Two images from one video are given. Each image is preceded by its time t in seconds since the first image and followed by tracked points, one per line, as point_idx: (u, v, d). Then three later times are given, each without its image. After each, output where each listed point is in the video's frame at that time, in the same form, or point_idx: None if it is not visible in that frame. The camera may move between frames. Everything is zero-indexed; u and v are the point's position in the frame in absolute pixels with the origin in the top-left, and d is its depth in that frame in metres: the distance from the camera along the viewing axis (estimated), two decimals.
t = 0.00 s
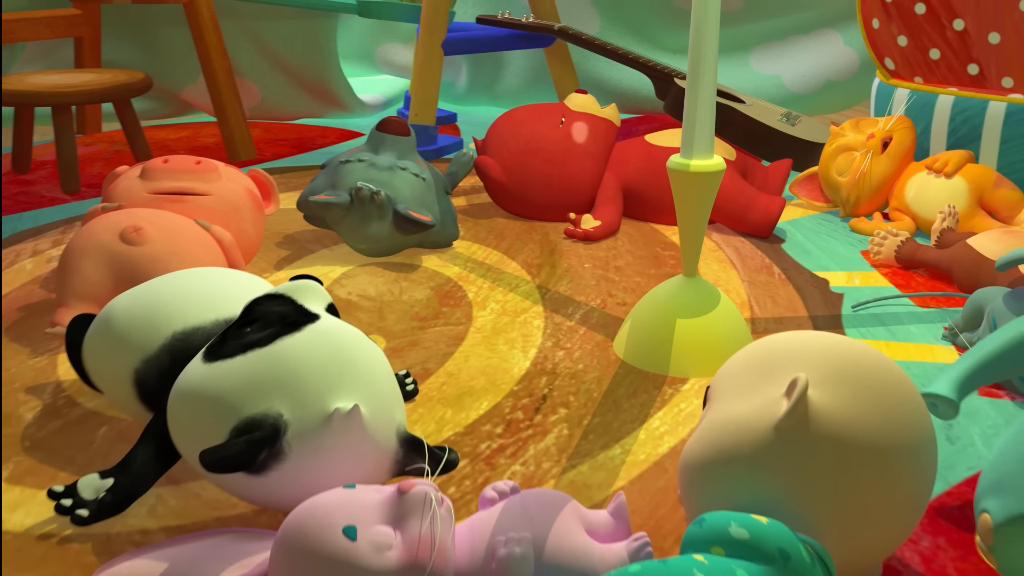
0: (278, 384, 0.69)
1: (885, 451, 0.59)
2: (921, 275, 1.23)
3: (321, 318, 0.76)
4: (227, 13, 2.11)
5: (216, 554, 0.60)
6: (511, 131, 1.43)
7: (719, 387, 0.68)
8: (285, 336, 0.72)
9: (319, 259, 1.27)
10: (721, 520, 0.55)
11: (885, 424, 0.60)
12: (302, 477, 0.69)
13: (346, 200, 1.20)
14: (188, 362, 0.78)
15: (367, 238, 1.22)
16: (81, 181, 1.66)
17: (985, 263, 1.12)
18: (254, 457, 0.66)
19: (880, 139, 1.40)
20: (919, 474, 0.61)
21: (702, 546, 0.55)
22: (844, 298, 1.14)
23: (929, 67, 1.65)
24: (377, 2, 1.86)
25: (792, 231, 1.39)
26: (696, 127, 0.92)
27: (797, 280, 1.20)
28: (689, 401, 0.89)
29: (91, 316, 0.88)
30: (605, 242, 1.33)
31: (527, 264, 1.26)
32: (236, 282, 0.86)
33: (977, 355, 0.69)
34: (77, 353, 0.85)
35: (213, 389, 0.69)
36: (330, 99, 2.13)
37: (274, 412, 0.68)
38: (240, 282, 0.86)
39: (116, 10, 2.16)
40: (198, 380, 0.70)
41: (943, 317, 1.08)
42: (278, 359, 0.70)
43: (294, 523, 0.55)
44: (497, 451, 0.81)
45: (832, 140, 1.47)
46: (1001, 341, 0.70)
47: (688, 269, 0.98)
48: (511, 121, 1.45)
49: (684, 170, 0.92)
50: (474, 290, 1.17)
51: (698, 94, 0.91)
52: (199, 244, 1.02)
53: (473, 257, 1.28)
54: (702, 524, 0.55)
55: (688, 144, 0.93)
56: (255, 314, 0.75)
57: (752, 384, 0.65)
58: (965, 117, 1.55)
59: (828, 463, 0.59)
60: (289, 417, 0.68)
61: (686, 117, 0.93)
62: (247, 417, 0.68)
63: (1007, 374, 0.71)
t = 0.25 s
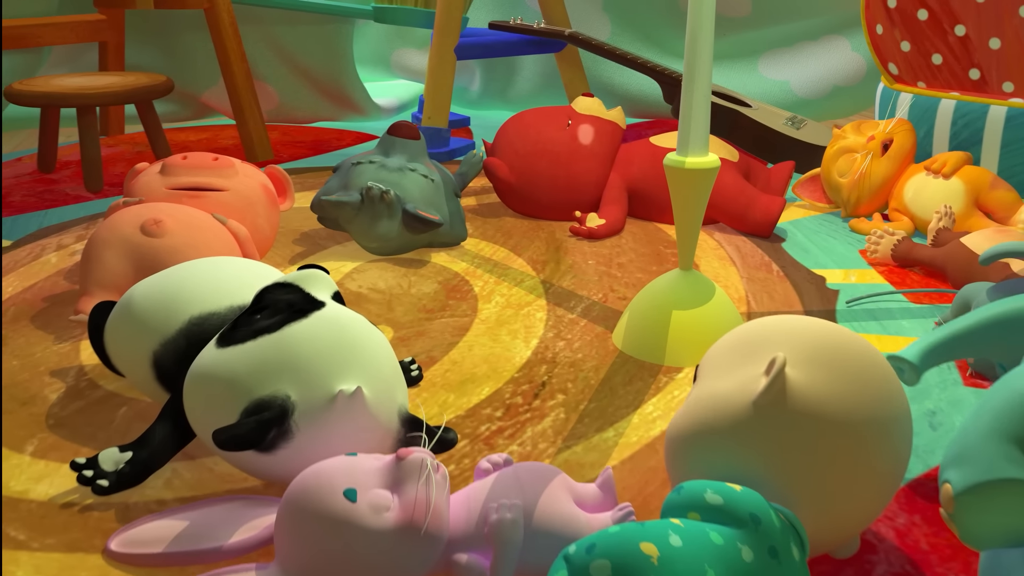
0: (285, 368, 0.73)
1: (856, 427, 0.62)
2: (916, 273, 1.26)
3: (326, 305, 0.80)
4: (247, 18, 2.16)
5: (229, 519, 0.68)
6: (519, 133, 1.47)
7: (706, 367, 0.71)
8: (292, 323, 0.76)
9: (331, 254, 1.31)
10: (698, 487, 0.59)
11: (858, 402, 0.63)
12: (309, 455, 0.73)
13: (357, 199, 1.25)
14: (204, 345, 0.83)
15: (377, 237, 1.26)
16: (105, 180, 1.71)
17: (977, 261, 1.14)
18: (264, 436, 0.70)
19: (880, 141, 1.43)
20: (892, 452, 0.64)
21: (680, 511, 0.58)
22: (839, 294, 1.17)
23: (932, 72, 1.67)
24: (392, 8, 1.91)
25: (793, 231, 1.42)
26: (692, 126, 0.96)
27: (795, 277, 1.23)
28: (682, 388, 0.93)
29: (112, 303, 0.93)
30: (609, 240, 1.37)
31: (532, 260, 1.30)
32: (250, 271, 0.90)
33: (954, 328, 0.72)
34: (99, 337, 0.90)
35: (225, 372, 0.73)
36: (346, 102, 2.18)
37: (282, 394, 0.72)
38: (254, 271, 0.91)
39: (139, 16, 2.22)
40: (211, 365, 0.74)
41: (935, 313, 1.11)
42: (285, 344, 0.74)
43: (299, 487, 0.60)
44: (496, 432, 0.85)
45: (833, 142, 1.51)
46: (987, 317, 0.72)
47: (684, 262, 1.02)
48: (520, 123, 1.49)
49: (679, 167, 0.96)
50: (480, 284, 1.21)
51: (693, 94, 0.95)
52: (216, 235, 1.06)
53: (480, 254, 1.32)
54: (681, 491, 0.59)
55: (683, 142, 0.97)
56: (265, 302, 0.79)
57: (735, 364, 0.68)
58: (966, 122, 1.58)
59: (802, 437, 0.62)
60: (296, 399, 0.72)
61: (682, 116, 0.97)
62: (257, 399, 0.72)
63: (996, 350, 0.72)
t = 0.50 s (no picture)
0: (287, 355, 0.76)
1: (828, 406, 0.66)
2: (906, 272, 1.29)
3: (327, 297, 0.83)
4: (256, 25, 2.21)
5: (234, 490, 0.71)
6: (520, 135, 1.51)
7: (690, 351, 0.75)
8: (294, 313, 0.79)
9: (336, 252, 1.35)
10: (674, 462, 0.62)
11: (830, 382, 0.66)
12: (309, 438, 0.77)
13: (359, 198, 1.29)
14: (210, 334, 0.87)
15: (379, 235, 1.29)
16: (116, 181, 1.75)
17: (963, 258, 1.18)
18: (267, 420, 0.74)
19: (871, 144, 1.47)
20: (865, 429, 0.67)
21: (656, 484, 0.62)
22: (829, 291, 1.21)
23: (925, 77, 1.71)
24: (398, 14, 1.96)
25: (787, 231, 1.46)
26: (681, 127, 1.00)
27: (786, 275, 1.26)
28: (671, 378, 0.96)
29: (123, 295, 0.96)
30: (606, 239, 1.41)
31: (531, 258, 1.33)
32: (256, 264, 0.94)
33: (931, 307, 0.79)
34: (111, 327, 0.94)
35: (230, 359, 0.77)
36: (352, 107, 2.22)
37: (284, 380, 0.76)
38: (259, 264, 0.94)
39: (150, 22, 2.27)
40: (218, 352, 0.78)
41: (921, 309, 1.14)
42: (288, 333, 0.77)
43: (298, 459, 0.63)
44: (490, 418, 0.88)
45: (828, 146, 1.55)
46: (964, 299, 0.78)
47: (674, 258, 1.05)
48: (521, 125, 1.53)
49: (670, 165, 1.00)
50: (480, 281, 1.24)
51: (683, 96, 0.99)
52: (223, 231, 1.10)
53: (481, 252, 1.36)
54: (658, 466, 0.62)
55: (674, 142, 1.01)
56: (269, 294, 0.83)
57: (717, 346, 0.72)
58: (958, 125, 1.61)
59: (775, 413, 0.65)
60: (298, 384, 0.76)
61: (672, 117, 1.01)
62: (261, 385, 0.75)
63: (969, 334, 0.79)
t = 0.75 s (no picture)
0: (283, 345, 0.79)
1: (798, 388, 0.69)
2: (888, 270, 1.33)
3: (322, 290, 0.87)
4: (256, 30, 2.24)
5: (231, 468, 0.75)
6: (513, 137, 1.54)
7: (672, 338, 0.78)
8: (290, 305, 0.83)
9: (333, 251, 1.39)
10: (648, 442, 0.65)
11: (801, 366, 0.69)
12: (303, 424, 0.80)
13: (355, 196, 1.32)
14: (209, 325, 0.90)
15: (374, 232, 1.33)
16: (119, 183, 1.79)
17: (942, 257, 1.21)
18: (263, 406, 0.77)
19: (855, 146, 1.51)
20: (837, 411, 0.70)
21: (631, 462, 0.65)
22: (812, 289, 1.24)
23: (911, 82, 1.74)
24: (395, 20, 1.99)
25: (774, 232, 1.49)
26: (666, 127, 1.03)
27: (772, 273, 1.29)
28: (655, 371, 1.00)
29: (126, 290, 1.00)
30: (597, 239, 1.44)
31: (523, 257, 1.36)
32: (254, 259, 0.98)
33: (904, 298, 0.82)
34: (114, 320, 0.97)
35: (229, 348, 0.80)
36: (351, 111, 2.26)
37: (280, 368, 0.79)
38: (257, 259, 0.98)
39: (153, 27, 2.30)
40: (217, 342, 0.81)
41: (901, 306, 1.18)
42: (284, 323, 0.81)
43: (292, 437, 0.67)
44: (479, 407, 0.92)
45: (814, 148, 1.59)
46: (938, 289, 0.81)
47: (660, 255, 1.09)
48: (514, 127, 1.56)
49: (655, 164, 1.03)
50: (472, 279, 1.27)
51: (667, 96, 1.02)
52: (223, 229, 1.13)
53: (474, 251, 1.39)
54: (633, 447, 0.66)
55: (659, 141, 1.04)
56: (266, 287, 0.86)
57: (696, 333, 0.75)
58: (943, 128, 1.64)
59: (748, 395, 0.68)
60: (293, 372, 0.79)
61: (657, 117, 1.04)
62: (258, 373, 0.79)
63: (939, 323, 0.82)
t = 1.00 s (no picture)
0: (278, 335, 0.83)
1: (771, 373, 0.72)
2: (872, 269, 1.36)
3: (317, 283, 0.90)
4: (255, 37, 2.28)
5: (227, 454, 0.78)
6: (506, 139, 1.57)
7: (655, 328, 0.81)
8: (286, 296, 0.86)
9: (329, 251, 1.42)
10: (624, 426, 0.69)
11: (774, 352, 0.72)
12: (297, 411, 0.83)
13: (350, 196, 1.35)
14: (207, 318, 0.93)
15: (369, 230, 1.36)
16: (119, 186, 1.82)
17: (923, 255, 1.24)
18: (259, 392, 0.80)
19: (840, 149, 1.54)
20: (809, 396, 0.73)
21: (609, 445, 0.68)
22: (797, 287, 1.27)
23: (897, 87, 1.78)
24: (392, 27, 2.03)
25: (761, 233, 1.52)
26: (651, 128, 1.06)
27: (758, 272, 1.32)
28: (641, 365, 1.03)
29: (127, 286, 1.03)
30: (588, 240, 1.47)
31: (515, 257, 1.40)
32: (250, 255, 1.01)
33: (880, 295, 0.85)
34: (115, 315, 1.00)
35: (226, 337, 0.83)
36: (348, 116, 2.29)
37: (275, 356, 0.82)
38: (253, 255, 1.01)
39: (153, 34, 2.34)
40: (214, 331, 0.84)
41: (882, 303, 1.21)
42: (280, 314, 0.84)
43: (286, 422, 0.70)
44: (469, 399, 0.95)
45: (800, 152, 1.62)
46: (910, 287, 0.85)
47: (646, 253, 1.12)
48: (507, 130, 1.59)
49: (640, 164, 1.06)
50: (465, 277, 1.31)
51: (652, 98, 1.05)
52: (221, 229, 1.16)
53: (467, 251, 1.42)
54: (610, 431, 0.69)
55: (644, 142, 1.07)
56: (263, 279, 0.89)
57: (676, 322, 0.78)
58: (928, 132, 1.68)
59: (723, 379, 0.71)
60: (288, 361, 0.82)
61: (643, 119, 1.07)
62: (254, 360, 0.82)
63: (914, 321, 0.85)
